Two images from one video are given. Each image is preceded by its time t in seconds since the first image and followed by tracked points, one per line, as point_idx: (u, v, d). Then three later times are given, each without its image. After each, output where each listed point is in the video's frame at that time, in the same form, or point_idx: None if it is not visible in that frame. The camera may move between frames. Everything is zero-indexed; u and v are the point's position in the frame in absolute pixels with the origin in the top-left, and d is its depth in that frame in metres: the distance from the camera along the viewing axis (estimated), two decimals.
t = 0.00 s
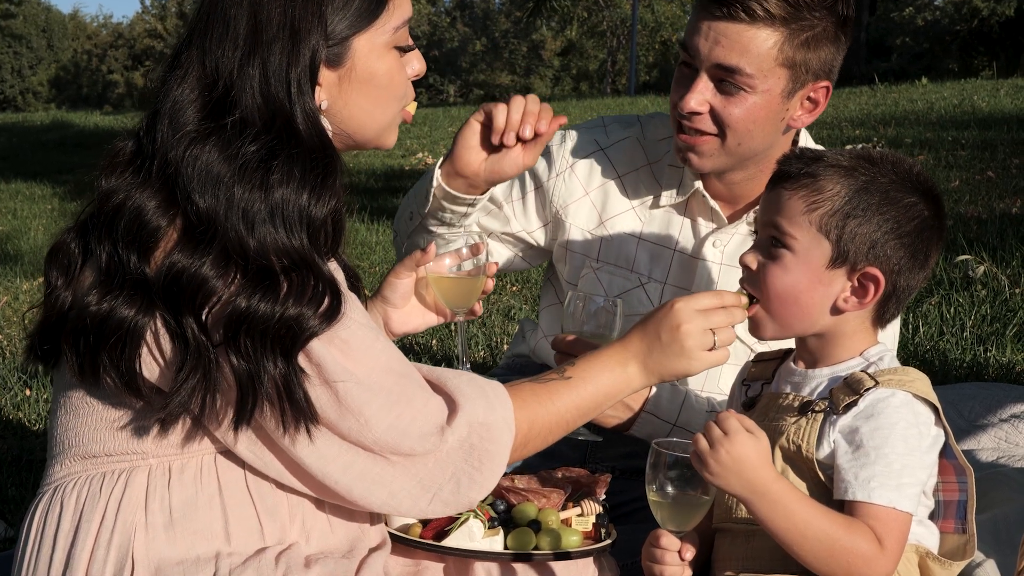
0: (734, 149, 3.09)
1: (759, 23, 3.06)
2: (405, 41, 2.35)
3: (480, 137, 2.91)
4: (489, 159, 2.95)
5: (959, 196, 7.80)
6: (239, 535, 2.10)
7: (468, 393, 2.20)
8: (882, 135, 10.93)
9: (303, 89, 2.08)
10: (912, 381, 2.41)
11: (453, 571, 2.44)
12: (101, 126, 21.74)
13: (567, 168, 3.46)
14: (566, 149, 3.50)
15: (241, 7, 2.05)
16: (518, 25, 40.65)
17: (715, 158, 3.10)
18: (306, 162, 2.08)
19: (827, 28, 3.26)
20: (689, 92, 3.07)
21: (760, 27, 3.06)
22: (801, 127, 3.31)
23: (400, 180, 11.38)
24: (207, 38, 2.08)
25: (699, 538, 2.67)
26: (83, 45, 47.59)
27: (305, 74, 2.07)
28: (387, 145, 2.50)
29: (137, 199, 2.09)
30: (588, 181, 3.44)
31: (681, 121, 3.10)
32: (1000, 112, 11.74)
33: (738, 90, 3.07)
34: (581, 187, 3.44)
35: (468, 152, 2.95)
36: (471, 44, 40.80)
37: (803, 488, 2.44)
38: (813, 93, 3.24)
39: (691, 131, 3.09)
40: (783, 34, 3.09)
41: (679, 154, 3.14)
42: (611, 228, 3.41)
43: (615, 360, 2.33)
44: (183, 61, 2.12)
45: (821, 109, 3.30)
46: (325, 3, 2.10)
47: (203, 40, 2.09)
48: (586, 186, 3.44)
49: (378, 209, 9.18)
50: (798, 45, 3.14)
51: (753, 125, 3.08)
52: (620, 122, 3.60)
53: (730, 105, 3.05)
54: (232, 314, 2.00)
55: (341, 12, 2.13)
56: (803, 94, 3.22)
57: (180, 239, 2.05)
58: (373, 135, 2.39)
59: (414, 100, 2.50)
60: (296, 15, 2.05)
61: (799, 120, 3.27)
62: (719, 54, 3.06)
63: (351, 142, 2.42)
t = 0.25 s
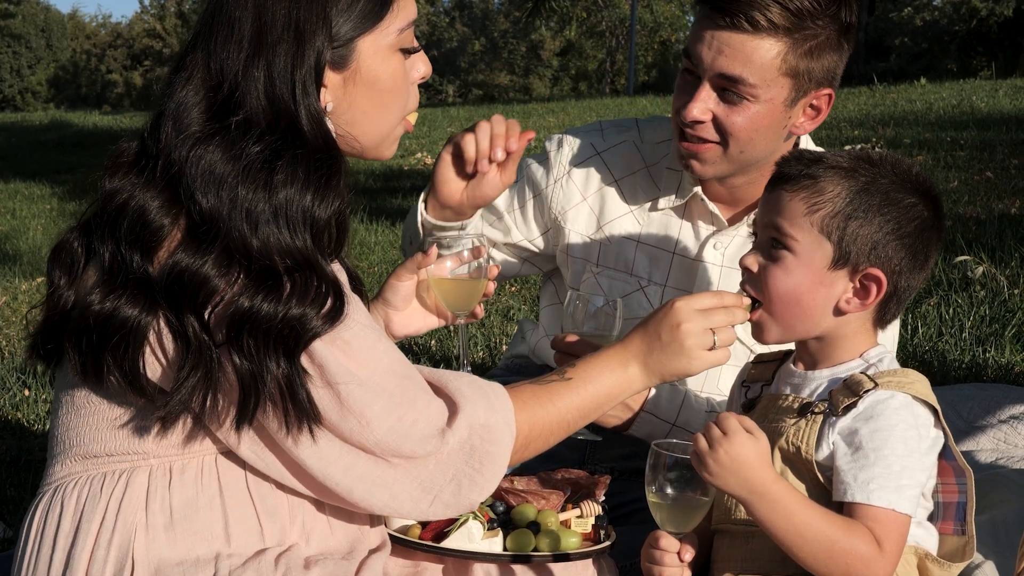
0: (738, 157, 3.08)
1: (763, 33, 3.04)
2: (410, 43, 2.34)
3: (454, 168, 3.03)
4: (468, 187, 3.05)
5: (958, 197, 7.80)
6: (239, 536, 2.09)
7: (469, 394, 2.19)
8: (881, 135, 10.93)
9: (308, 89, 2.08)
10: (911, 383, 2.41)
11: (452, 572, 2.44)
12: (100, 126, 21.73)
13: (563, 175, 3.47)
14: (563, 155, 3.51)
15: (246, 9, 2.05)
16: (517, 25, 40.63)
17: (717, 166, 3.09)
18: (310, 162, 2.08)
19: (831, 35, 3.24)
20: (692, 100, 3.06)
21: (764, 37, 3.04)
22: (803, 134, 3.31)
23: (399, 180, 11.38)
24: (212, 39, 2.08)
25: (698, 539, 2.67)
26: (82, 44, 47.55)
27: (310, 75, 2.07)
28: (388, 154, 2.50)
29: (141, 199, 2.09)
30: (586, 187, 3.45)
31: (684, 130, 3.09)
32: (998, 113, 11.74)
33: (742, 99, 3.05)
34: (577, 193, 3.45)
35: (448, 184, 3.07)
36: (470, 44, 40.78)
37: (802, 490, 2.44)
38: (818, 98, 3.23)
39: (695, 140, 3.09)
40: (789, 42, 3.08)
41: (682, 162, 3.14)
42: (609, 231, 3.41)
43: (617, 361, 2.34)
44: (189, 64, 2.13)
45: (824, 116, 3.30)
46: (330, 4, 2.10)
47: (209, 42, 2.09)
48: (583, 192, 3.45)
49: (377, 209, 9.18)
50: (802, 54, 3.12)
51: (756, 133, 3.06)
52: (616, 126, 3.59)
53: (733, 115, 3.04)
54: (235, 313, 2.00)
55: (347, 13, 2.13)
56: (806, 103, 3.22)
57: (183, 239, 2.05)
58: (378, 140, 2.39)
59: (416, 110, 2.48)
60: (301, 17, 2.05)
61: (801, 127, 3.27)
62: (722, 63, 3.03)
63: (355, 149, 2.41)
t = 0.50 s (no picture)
0: (736, 164, 3.08)
1: (761, 43, 3.03)
2: (415, 45, 2.33)
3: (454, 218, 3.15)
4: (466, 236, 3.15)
5: (957, 198, 7.81)
6: (238, 537, 2.09)
7: (471, 396, 2.19)
8: (880, 136, 10.93)
9: (314, 92, 2.07)
10: (911, 386, 2.41)
11: (450, 573, 2.44)
12: (99, 126, 21.72)
13: (560, 180, 3.49)
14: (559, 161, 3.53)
15: (253, 12, 2.05)
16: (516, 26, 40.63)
17: (715, 172, 3.09)
18: (315, 164, 2.08)
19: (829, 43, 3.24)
20: (691, 108, 3.06)
21: (763, 47, 3.04)
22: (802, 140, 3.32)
23: (398, 181, 11.37)
24: (219, 42, 2.09)
25: (697, 540, 2.67)
26: (81, 45, 47.53)
27: (316, 78, 2.07)
28: (391, 158, 2.50)
29: (144, 200, 2.09)
30: (582, 191, 3.46)
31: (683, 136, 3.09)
32: (997, 114, 11.74)
33: (740, 108, 3.05)
34: (574, 198, 3.47)
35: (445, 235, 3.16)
36: (469, 44, 40.78)
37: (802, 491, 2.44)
38: (817, 105, 3.23)
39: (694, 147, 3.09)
40: (788, 49, 3.08)
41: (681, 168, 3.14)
42: (607, 235, 3.42)
43: (619, 362, 2.34)
44: (194, 66, 2.13)
45: (823, 123, 3.31)
46: (335, 7, 2.10)
47: (215, 45, 2.10)
48: (580, 196, 3.46)
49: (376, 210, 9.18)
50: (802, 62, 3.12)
51: (754, 141, 3.06)
52: (613, 129, 3.60)
53: (732, 122, 3.04)
54: (238, 315, 2.00)
55: (354, 14, 2.13)
56: (805, 110, 3.22)
57: (187, 239, 2.05)
58: (383, 142, 2.38)
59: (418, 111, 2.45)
60: (307, 20, 2.05)
61: (800, 134, 3.29)
62: (721, 72, 3.03)
63: (359, 155, 2.40)
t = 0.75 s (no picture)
0: (733, 167, 3.08)
1: (755, 48, 3.02)
2: (419, 47, 2.33)
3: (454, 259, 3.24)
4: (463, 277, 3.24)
5: (955, 199, 7.81)
6: (238, 536, 2.09)
7: (471, 396, 2.20)
8: (878, 137, 10.93)
9: (316, 91, 2.08)
10: (908, 386, 2.42)
11: (448, 573, 2.44)
12: (97, 126, 21.70)
13: (557, 184, 3.52)
14: (555, 163, 3.56)
15: (256, 11, 2.06)
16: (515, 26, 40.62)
17: (712, 175, 3.10)
18: (317, 163, 2.08)
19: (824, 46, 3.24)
20: (687, 113, 3.06)
21: (757, 52, 3.02)
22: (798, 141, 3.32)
23: (396, 181, 11.37)
24: (223, 41, 2.10)
25: (695, 540, 2.67)
26: (79, 44, 47.50)
27: (319, 77, 2.07)
28: (395, 160, 2.51)
29: (147, 198, 2.09)
30: (578, 194, 3.48)
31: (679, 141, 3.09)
32: (996, 114, 11.74)
33: (735, 112, 3.04)
34: (571, 201, 3.48)
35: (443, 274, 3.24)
36: (468, 45, 40.78)
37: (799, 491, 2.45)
38: (811, 107, 3.24)
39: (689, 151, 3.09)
40: (784, 52, 3.08)
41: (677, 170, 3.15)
42: (603, 236, 3.43)
43: (618, 361, 2.34)
44: (199, 66, 2.14)
45: (818, 123, 3.31)
46: (338, 7, 2.10)
47: (219, 44, 2.11)
48: (576, 199, 3.48)
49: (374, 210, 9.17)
50: (797, 65, 3.12)
51: (750, 144, 3.06)
52: (609, 130, 3.61)
53: (727, 127, 3.04)
54: (241, 313, 2.00)
55: (359, 13, 2.14)
56: (800, 111, 3.22)
57: (190, 237, 2.05)
58: (387, 142, 2.38)
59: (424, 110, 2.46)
60: (310, 20, 2.05)
61: (796, 134, 3.28)
62: (716, 77, 3.02)
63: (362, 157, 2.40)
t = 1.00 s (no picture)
0: (733, 168, 3.08)
1: (751, 50, 3.02)
2: (421, 49, 2.33)
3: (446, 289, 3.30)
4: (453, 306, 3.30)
5: (952, 200, 7.81)
6: (237, 536, 2.09)
7: (468, 397, 2.21)
8: (876, 138, 10.94)
9: (317, 91, 2.08)
10: (906, 387, 2.42)
11: (446, 573, 2.44)
12: (95, 126, 21.68)
13: (553, 182, 3.51)
14: (552, 162, 3.55)
15: (258, 11, 2.07)
16: (514, 26, 40.62)
17: (713, 177, 3.11)
18: (318, 163, 2.08)
19: (818, 44, 3.24)
20: (685, 118, 3.05)
21: (753, 53, 3.02)
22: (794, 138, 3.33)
23: (394, 181, 11.36)
24: (225, 41, 2.11)
25: (692, 540, 2.68)
26: (78, 44, 47.46)
27: (320, 76, 2.08)
28: (397, 162, 2.51)
29: (148, 196, 2.10)
30: (575, 194, 3.48)
31: (679, 146, 3.08)
32: (993, 115, 11.76)
33: (734, 114, 3.03)
34: (567, 201, 3.48)
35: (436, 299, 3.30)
36: (466, 45, 40.78)
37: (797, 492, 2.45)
38: (806, 105, 3.25)
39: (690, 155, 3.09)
40: (781, 52, 3.08)
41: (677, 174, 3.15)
42: (600, 235, 3.44)
43: (616, 360, 2.35)
44: (201, 65, 2.15)
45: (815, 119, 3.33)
46: (339, 8, 2.10)
47: (222, 43, 2.12)
48: (573, 198, 3.48)
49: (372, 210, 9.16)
50: (794, 65, 3.12)
51: (750, 145, 3.06)
52: (605, 130, 3.61)
53: (727, 129, 3.03)
54: (242, 312, 2.00)
55: (362, 12, 2.14)
56: (797, 109, 3.23)
57: (191, 236, 2.06)
58: (389, 144, 2.39)
59: (426, 113, 2.48)
60: (312, 19, 2.06)
61: (793, 132, 3.29)
62: (712, 81, 3.01)
63: (362, 158, 2.41)
